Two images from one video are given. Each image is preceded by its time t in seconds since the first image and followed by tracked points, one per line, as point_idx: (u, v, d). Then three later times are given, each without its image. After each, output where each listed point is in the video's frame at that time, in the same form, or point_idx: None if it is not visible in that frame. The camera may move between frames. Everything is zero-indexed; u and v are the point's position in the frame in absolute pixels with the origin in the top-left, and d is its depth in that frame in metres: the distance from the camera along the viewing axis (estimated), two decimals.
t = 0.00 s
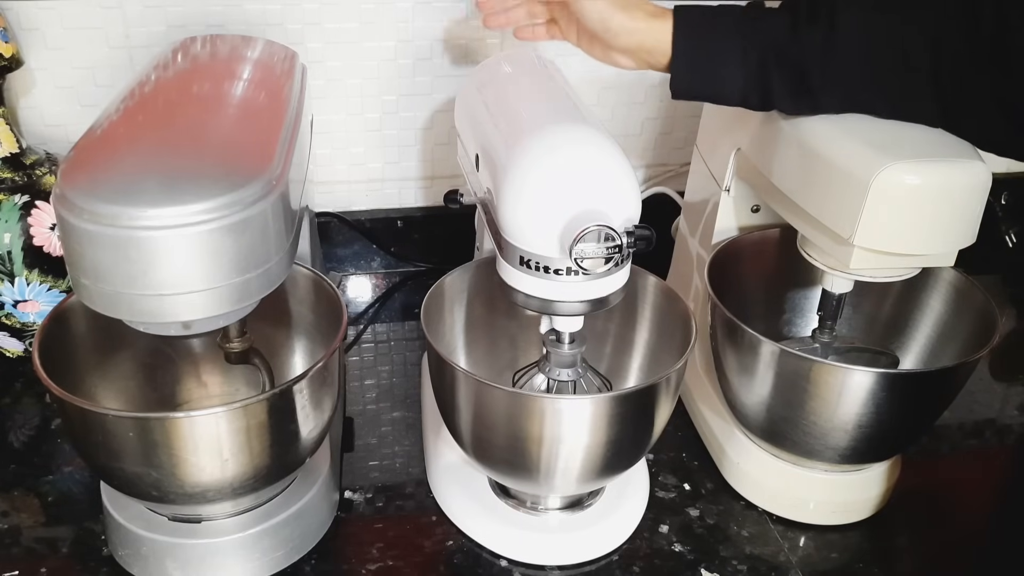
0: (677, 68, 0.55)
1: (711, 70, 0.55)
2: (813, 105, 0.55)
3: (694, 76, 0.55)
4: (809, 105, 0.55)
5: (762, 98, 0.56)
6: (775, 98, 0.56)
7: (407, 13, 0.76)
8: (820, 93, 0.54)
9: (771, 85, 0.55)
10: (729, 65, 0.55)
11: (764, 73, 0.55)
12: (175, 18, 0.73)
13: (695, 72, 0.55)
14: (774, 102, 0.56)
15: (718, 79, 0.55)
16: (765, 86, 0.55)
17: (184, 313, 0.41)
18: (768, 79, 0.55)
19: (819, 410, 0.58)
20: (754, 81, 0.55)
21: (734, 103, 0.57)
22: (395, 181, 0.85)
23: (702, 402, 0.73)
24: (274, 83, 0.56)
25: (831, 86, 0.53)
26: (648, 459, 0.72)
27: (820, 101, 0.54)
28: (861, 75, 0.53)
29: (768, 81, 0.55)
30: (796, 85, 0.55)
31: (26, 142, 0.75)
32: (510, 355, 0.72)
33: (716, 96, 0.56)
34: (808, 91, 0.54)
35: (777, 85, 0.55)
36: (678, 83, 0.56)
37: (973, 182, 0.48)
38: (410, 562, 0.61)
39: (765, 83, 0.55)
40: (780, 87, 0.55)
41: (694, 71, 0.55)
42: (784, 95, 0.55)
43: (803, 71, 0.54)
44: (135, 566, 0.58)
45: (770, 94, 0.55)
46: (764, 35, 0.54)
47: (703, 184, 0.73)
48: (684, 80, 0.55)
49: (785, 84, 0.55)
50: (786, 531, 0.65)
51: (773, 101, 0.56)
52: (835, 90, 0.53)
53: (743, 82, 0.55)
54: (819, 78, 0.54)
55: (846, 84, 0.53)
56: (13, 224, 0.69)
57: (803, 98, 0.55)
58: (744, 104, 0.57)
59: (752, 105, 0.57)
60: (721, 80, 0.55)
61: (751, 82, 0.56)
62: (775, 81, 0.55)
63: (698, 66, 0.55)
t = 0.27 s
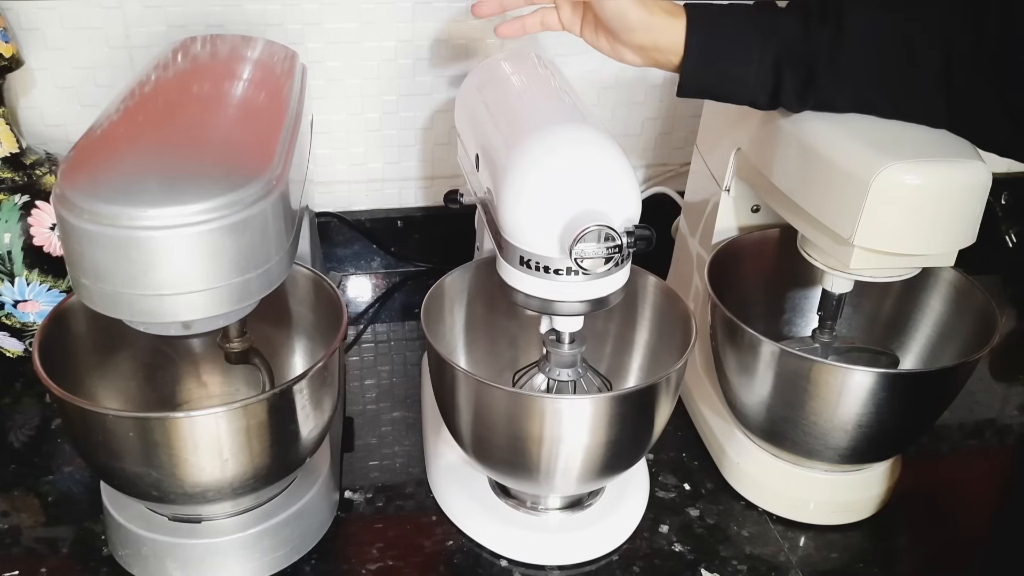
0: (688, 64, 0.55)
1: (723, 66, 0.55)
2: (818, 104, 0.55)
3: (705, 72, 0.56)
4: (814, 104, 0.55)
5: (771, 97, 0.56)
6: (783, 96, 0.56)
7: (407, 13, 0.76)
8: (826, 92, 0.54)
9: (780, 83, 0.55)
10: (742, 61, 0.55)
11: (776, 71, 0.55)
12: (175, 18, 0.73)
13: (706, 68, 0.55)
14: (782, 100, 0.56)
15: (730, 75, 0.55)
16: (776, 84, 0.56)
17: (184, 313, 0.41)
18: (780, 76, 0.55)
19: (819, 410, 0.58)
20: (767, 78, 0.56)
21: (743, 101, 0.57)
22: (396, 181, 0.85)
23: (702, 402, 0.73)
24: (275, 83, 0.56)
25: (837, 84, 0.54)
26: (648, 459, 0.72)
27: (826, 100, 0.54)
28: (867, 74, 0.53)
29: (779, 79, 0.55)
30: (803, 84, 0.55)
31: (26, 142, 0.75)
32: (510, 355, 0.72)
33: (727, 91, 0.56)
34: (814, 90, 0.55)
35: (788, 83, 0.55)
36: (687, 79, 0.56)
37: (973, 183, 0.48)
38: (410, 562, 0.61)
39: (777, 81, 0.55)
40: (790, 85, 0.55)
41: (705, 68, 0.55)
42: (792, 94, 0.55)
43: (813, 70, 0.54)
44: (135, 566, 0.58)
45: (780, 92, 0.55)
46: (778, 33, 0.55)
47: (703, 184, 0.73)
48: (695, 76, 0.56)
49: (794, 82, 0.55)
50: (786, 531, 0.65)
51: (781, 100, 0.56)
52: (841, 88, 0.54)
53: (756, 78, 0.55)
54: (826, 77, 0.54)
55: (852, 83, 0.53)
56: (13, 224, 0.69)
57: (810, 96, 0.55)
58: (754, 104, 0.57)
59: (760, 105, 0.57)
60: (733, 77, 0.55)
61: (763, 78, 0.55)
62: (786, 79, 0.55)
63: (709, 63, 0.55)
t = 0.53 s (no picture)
0: (690, 66, 0.56)
1: (724, 67, 0.56)
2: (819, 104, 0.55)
3: (706, 73, 0.56)
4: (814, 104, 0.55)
5: (772, 97, 0.56)
6: (785, 96, 0.56)
7: (407, 13, 0.76)
8: (828, 91, 0.54)
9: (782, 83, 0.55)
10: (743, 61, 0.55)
11: (777, 71, 0.55)
12: (175, 18, 0.73)
13: (707, 69, 0.56)
14: (784, 101, 0.56)
15: (730, 77, 0.56)
16: (777, 84, 0.56)
17: (184, 313, 0.41)
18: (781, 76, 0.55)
19: (819, 410, 0.58)
20: (767, 78, 0.56)
21: (744, 102, 0.57)
22: (396, 181, 0.85)
23: (702, 402, 0.73)
24: (275, 83, 0.56)
25: (838, 84, 0.54)
26: (648, 459, 0.72)
27: (827, 100, 0.54)
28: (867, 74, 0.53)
29: (781, 78, 0.55)
30: (805, 85, 0.55)
31: (26, 142, 0.75)
32: (510, 355, 0.72)
33: (727, 93, 0.56)
34: (816, 89, 0.55)
35: (789, 83, 0.55)
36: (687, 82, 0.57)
37: (973, 183, 0.48)
38: (410, 562, 0.61)
39: (778, 82, 0.56)
40: (792, 85, 0.55)
41: (706, 70, 0.56)
42: (794, 94, 0.55)
43: (814, 70, 0.55)
44: (135, 566, 0.58)
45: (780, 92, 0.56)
46: (779, 34, 0.55)
47: (703, 184, 0.73)
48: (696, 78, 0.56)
49: (795, 81, 0.55)
50: (786, 531, 0.65)
51: (783, 100, 0.56)
52: (842, 88, 0.54)
53: (756, 79, 0.56)
54: (827, 77, 0.54)
55: (853, 83, 0.54)
56: (13, 224, 0.69)
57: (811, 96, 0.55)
58: (755, 104, 0.57)
59: (761, 105, 0.57)
60: (733, 78, 0.56)
61: (764, 79, 0.56)
62: (787, 79, 0.55)
63: (711, 64, 0.56)
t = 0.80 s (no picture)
0: (690, 68, 0.55)
1: (725, 68, 0.55)
2: (820, 104, 0.55)
3: (707, 75, 0.56)
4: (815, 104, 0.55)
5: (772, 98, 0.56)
6: (786, 97, 0.55)
7: (407, 13, 0.76)
8: (829, 92, 0.54)
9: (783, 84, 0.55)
10: (744, 62, 0.55)
11: (778, 72, 0.55)
12: (176, 18, 0.73)
13: (707, 71, 0.56)
14: (786, 102, 0.56)
15: (731, 79, 0.55)
16: (778, 85, 0.55)
17: (184, 313, 0.41)
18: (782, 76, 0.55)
19: (819, 410, 0.58)
20: (768, 79, 0.55)
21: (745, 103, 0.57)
22: (396, 181, 0.85)
23: (702, 402, 0.73)
24: (275, 83, 0.56)
25: (839, 86, 0.54)
26: (648, 459, 0.72)
27: (827, 100, 0.54)
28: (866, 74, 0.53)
29: (782, 78, 0.55)
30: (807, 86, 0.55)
31: (26, 142, 0.75)
32: (510, 355, 0.72)
33: (729, 94, 0.56)
34: (817, 91, 0.54)
35: (791, 84, 0.55)
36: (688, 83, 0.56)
37: (973, 183, 0.48)
38: (410, 562, 0.61)
39: (780, 83, 0.55)
40: (794, 87, 0.55)
41: (707, 72, 0.56)
42: (796, 95, 0.55)
43: (816, 71, 0.54)
44: (135, 566, 0.58)
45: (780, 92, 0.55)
46: (782, 34, 0.55)
47: (704, 184, 0.73)
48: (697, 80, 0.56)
49: (797, 81, 0.55)
50: (786, 531, 0.65)
51: (784, 100, 0.56)
52: (843, 89, 0.54)
53: (757, 79, 0.55)
54: (829, 79, 0.54)
55: (854, 84, 0.53)
56: (13, 224, 0.69)
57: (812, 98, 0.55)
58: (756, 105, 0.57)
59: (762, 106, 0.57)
60: (734, 79, 0.55)
61: (766, 80, 0.55)
62: (788, 80, 0.55)
63: (711, 66, 0.55)
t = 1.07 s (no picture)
0: (680, 74, 0.55)
1: (714, 74, 0.55)
2: (818, 105, 0.54)
3: (698, 81, 0.55)
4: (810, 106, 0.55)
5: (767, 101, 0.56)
6: (780, 100, 0.55)
7: (407, 13, 0.76)
8: (825, 94, 0.54)
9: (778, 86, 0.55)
10: (732, 67, 0.55)
11: (768, 76, 0.55)
12: (176, 18, 0.73)
13: (698, 76, 0.55)
14: (782, 105, 0.55)
15: (721, 85, 0.55)
16: (770, 89, 0.55)
17: (184, 313, 0.41)
18: (772, 80, 0.55)
19: (819, 410, 0.58)
20: (758, 84, 0.55)
21: (741, 106, 0.56)
22: (396, 181, 0.85)
23: (702, 402, 0.73)
24: (275, 83, 0.56)
25: (835, 87, 0.53)
26: (648, 459, 0.72)
27: (824, 101, 0.54)
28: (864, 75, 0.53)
29: (773, 82, 0.55)
30: (802, 88, 0.54)
31: (26, 142, 0.75)
32: (510, 355, 0.72)
33: (721, 100, 0.56)
34: (813, 93, 0.54)
35: (783, 88, 0.55)
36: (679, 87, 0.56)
37: (973, 182, 0.48)
38: (410, 562, 0.61)
39: (771, 87, 0.55)
40: (786, 90, 0.55)
41: (698, 78, 0.55)
42: (790, 98, 0.55)
43: (808, 74, 0.54)
44: (135, 566, 0.58)
45: (776, 95, 0.55)
46: (768, 37, 0.55)
47: (703, 184, 0.73)
48: (688, 86, 0.55)
49: (787, 84, 0.55)
50: (786, 531, 0.66)
51: (779, 103, 0.55)
52: (839, 90, 0.53)
53: (746, 84, 0.55)
54: (823, 81, 0.54)
55: (849, 85, 0.53)
56: (13, 224, 0.69)
57: (808, 100, 0.54)
58: (750, 108, 0.56)
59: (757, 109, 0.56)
60: (725, 84, 0.55)
61: (757, 84, 0.55)
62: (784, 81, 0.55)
63: (701, 72, 0.55)
